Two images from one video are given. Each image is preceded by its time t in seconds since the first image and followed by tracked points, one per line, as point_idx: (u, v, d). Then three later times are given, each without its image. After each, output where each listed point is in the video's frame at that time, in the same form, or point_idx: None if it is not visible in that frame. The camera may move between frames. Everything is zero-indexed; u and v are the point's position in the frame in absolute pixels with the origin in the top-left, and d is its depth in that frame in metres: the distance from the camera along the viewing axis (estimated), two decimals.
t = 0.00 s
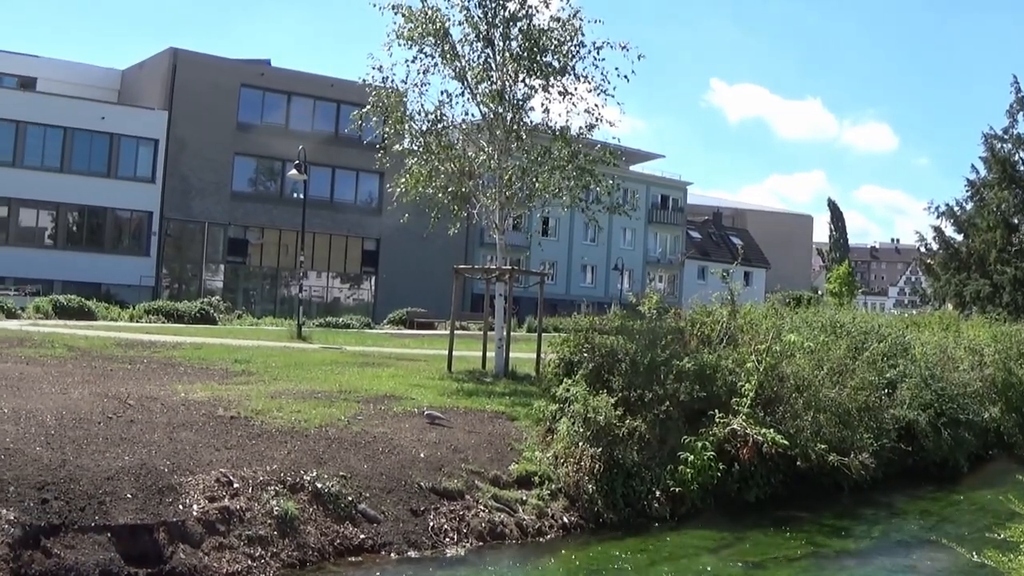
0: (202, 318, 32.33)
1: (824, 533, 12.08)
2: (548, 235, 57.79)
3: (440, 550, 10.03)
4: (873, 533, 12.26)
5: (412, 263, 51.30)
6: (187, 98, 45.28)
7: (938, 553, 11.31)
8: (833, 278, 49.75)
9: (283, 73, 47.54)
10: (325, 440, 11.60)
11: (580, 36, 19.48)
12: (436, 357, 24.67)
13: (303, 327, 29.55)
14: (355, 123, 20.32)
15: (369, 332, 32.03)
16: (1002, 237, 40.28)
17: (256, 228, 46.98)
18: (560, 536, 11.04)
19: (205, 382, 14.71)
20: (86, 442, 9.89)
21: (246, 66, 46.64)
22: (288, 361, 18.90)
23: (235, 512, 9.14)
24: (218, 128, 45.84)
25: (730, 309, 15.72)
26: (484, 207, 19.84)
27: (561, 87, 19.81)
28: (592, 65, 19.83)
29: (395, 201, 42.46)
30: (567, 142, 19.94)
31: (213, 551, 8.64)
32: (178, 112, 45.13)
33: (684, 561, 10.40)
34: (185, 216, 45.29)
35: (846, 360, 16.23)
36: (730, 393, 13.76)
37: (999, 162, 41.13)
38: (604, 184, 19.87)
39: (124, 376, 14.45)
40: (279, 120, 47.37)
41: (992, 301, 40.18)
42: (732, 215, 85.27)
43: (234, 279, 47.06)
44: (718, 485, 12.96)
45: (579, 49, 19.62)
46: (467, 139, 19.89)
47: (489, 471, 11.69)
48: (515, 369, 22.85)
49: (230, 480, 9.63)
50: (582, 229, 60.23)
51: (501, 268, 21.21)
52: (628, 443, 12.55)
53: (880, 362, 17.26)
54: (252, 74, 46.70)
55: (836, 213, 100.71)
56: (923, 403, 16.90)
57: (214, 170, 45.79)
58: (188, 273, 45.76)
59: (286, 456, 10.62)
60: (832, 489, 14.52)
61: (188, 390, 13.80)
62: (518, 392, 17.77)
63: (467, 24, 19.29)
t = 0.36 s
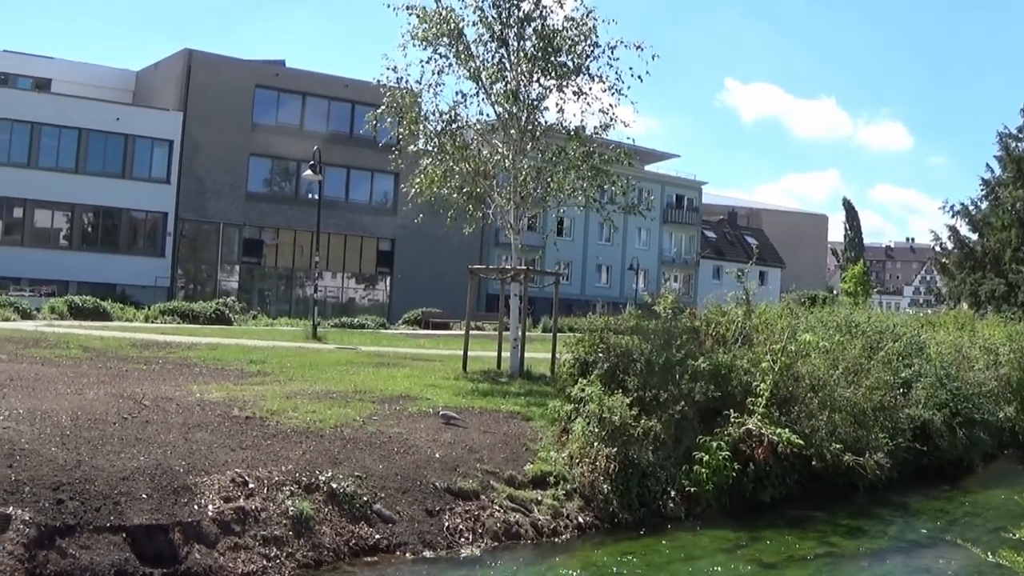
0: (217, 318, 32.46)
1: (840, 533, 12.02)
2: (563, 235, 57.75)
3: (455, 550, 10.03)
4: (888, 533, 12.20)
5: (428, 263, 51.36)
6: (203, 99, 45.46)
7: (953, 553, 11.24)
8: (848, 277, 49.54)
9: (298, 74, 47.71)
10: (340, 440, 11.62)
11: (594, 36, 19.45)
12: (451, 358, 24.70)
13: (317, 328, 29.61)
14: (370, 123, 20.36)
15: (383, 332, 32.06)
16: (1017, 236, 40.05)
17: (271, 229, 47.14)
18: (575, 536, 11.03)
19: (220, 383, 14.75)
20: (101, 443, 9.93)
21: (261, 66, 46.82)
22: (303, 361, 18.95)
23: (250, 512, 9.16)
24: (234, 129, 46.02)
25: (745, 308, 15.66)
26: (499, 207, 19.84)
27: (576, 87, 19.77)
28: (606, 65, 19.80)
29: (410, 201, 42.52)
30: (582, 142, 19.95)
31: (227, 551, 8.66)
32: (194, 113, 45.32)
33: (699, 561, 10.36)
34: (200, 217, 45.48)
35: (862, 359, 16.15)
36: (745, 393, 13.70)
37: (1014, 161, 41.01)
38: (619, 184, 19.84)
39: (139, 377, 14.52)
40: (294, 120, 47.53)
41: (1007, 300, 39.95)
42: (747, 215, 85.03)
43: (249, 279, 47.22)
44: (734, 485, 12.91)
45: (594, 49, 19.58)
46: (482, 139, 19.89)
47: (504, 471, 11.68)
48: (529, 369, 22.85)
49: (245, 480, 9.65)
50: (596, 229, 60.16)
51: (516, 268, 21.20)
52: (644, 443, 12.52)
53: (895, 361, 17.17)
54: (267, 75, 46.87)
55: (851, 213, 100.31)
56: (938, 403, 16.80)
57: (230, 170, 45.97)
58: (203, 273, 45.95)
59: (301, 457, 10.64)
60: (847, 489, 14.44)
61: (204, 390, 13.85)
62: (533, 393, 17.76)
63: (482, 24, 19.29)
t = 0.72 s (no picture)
0: (234, 320, 32.61)
1: (857, 534, 11.95)
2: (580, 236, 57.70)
3: (471, 552, 10.04)
4: (904, 533, 12.14)
5: (444, 265, 51.42)
6: (220, 101, 45.70)
7: (970, 554, 11.15)
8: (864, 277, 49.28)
9: (314, 76, 47.91)
10: (357, 442, 11.65)
11: (609, 37, 19.42)
12: (467, 359, 24.72)
13: (333, 329, 29.70)
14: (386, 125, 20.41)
15: (400, 334, 32.12)
16: None
17: (287, 231, 47.31)
18: (591, 538, 11.01)
19: (237, 385, 14.82)
20: (118, 445, 9.98)
21: (277, 69, 47.05)
22: (320, 363, 19.02)
23: (267, 514, 9.19)
24: (251, 132, 46.26)
25: (761, 309, 15.61)
26: (515, 208, 19.85)
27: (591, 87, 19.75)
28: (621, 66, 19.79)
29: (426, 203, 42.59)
30: (598, 142, 19.94)
31: (244, 553, 8.69)
32: (211, 116, 45.57)
33: (715, 562, 10.32)
34: (217, 219, 45.67)
35: (878, 360, 16.06)
36: (762, 394, 13.63)
37: None
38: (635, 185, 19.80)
39: (156, 379, 14.60)
40: (310, 122, 47.73)
41: None
42: (763, 215, 84.76)
43: (266, 281, 47.40)
44: (751, 487, 12.86)
45: (608, 50, 19.56)
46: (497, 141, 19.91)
47: (520, 472, 11.68)
48: (546, 370, 22.85)
49: (262, 481, 9.69)
50: (613, 231, 60.09)
51: (532, 269, 21.20)
52: (661, 444, 12.50)
53: (911, 361, 17.09)
54: (283, 78, 47.10)
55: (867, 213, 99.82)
56: (954, 403, 16.71)
57: (246, 173, 46.18)
58: (220, 275, 46.15)
59: (318, 458, 10.67)
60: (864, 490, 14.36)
61: (220, 392, 13.92)
62: (550, 394, 17.75)
63: (497, 26, 19.28)
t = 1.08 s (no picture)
0: (256, 323, 32.80)
1: (879, 534, 11.88)
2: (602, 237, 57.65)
3: (494, 553, 10.05)
4: (928, 534, 12.05)
5: (466, 267, 51.52)
6: (242, 105, 45.99)
7: (994, 555, 11.06)
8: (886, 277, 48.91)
9: (334, 80, 48.12)
10: (380, 444, 11.69)
11: (629, 38, 19.37)
12: (490, 360, 24.72)
13: (356, 331, 29.80)
14: (407, 128, 20.47)
15: (422, 336, 32.16)
16: None
17: (309, 234, 47.54)
18: (615, 539, 11.00)
19: (260, 387, 14.90)
20: (141, 447, 10.07)
21: (298, 72, 47.32)
22: (342, 365, 19.08)
23: (290, 516, 9.24)
24: (273, 135, 46.50)
25: (783, 310, 15.60)
26: (537, 211, 19.93)
27: (611, 89, 19.71)
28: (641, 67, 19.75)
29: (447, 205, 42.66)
30: (619, 144, 19.86)
31: (268, 554, 8.73)
32: (234, 120, 45.88)
33: (738, 563, 10.28)
34: (238, 223, 45.97)
35: (900, 360, 15.95)
36: (785, 395, 13.53)
37: None
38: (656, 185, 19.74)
39: (179, 382, 14.68)
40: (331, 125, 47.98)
41: None
42: (785, 215, 84.35)
43: (288, 284, 47.63)
44: (773, 488, 12.79)
45: (628, 51, 19.52)
46: (518, 142, 19.92)
47: (543, 474, 11.67)
48: (569, 372, 22.83)
49: (285, 483, 9.74)
50: (634, 231, 59.98)
51: (554, 271, 21.20)
52: (683, 445, 12.51)
53: (934, 361, 16.97)
54: (304, 81, 47.35)
55: (890, 212, 99.17)
56: (977, 403, 16.61)
57: (269, 176, 46.46)
58: (243, 278, 46.42)
59: (341, 461, 10.71)
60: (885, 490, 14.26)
61: (243, 395, 14.00)
62: (572, 396, 17.73)
63: (517, 28, 19.28)
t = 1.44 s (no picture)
0: (278, 327, 32.94)
1: (903, 534, 11.79)
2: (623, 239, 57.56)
3: (518, 556, 10.05)
4: (950, 533, 11.98)
5: (487, 269, 51.59)
6: (264, 110, 46.27)
7: (1020, 555, 10.95)
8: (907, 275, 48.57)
9: (354, 84, 48.33)
10: (403, 447, 11.72)
11: (648, 39, 19.34)
12: (512, 363, 24.72)
13: (378, 335, 29.86)
14: (427, 132, 20.52)
15: (443, 339, 32.18)
16: None
17: (331, 238, 47.73)
18: (638, 541, 10.97)
19: (283, 392, 14.97)
20: (164, 453, 10.14)
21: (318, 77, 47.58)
22: (365, 369, 19.13)
23: (314, 520, 9.28)
24: (295, 140, 46.78)
25: (805, 310, 15.55)
26: (558, 214, 19.95)
27: (631, 90, 19.68)
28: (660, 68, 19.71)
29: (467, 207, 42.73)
30: (639, 146, 19.81)
31: (291, 559, 8.77)
32: (255, 125, 46.16)
33: (762, 564, 10.24)
34: (259, 228, 46.24)
35: (922, 359, 15.86)
36: (807, 395, 13.44)
37: None
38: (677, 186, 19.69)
39: (202, 387, 14.76)
40: (351, 130, 48.19)
41: None
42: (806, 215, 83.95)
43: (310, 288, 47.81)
44: (797, 488, 12.72)
45: (648, 52, 19.49)
46: (539, 145, 19.90)
47: (566, 476, 11.65)
48: (591, 374, 22.79)
49: (308, 488, 9.78)
50: (656, 232, 59.84)
51: (575, 273, 21.18)
52: (705, 446, 12.49)
53: (956, 360, 16.87)
54: (324, 85, 47.60)
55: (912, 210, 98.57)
56: (999, 401, 16.51)
57: (290, 181, 46.71)
58: (265, 283, 46.65)
59: (364, 464, 10.75)
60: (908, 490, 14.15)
61: (266, 399, 14.07)
62: (595, 398, 17.68)
63: (536, 30, 19.30)
